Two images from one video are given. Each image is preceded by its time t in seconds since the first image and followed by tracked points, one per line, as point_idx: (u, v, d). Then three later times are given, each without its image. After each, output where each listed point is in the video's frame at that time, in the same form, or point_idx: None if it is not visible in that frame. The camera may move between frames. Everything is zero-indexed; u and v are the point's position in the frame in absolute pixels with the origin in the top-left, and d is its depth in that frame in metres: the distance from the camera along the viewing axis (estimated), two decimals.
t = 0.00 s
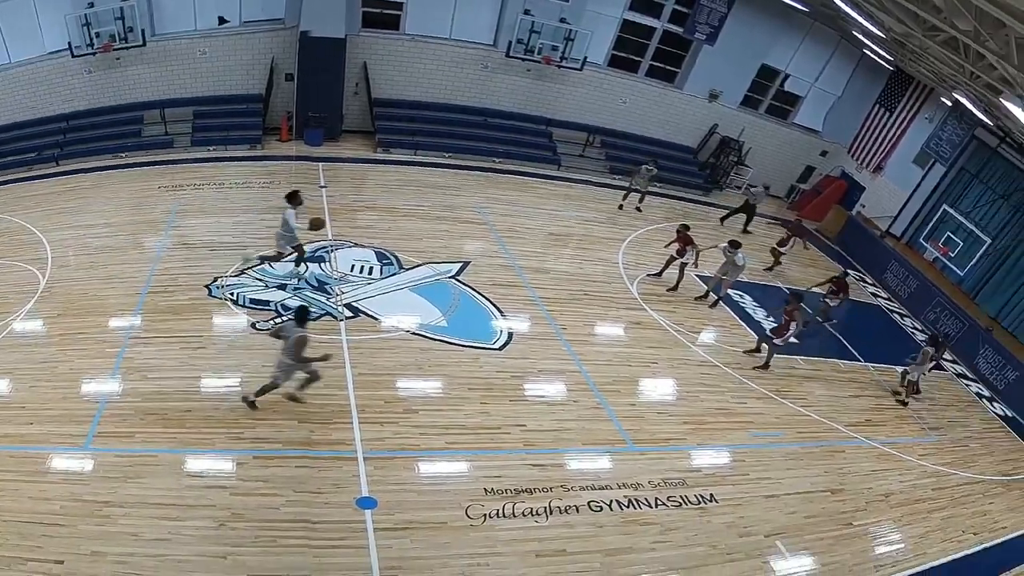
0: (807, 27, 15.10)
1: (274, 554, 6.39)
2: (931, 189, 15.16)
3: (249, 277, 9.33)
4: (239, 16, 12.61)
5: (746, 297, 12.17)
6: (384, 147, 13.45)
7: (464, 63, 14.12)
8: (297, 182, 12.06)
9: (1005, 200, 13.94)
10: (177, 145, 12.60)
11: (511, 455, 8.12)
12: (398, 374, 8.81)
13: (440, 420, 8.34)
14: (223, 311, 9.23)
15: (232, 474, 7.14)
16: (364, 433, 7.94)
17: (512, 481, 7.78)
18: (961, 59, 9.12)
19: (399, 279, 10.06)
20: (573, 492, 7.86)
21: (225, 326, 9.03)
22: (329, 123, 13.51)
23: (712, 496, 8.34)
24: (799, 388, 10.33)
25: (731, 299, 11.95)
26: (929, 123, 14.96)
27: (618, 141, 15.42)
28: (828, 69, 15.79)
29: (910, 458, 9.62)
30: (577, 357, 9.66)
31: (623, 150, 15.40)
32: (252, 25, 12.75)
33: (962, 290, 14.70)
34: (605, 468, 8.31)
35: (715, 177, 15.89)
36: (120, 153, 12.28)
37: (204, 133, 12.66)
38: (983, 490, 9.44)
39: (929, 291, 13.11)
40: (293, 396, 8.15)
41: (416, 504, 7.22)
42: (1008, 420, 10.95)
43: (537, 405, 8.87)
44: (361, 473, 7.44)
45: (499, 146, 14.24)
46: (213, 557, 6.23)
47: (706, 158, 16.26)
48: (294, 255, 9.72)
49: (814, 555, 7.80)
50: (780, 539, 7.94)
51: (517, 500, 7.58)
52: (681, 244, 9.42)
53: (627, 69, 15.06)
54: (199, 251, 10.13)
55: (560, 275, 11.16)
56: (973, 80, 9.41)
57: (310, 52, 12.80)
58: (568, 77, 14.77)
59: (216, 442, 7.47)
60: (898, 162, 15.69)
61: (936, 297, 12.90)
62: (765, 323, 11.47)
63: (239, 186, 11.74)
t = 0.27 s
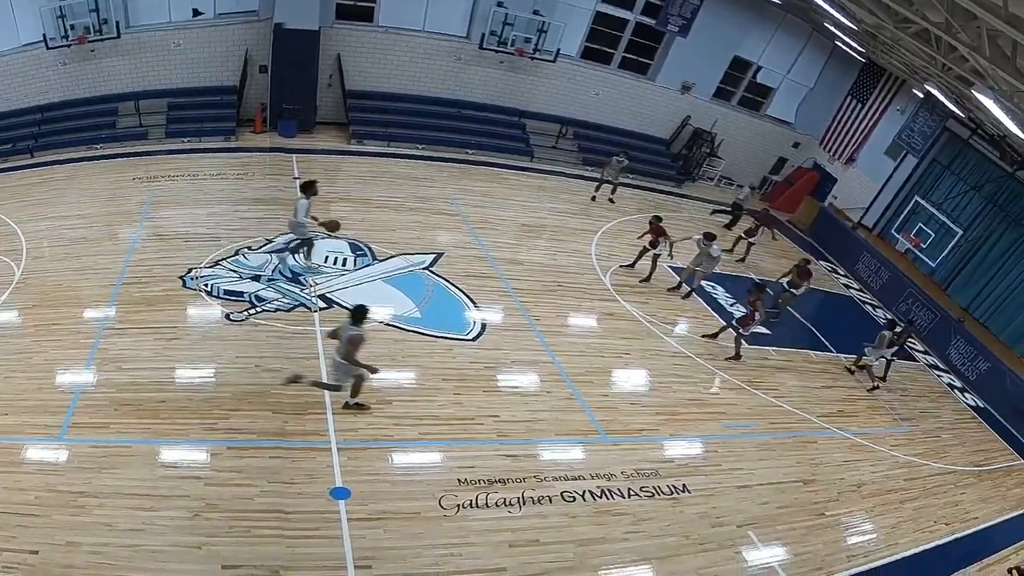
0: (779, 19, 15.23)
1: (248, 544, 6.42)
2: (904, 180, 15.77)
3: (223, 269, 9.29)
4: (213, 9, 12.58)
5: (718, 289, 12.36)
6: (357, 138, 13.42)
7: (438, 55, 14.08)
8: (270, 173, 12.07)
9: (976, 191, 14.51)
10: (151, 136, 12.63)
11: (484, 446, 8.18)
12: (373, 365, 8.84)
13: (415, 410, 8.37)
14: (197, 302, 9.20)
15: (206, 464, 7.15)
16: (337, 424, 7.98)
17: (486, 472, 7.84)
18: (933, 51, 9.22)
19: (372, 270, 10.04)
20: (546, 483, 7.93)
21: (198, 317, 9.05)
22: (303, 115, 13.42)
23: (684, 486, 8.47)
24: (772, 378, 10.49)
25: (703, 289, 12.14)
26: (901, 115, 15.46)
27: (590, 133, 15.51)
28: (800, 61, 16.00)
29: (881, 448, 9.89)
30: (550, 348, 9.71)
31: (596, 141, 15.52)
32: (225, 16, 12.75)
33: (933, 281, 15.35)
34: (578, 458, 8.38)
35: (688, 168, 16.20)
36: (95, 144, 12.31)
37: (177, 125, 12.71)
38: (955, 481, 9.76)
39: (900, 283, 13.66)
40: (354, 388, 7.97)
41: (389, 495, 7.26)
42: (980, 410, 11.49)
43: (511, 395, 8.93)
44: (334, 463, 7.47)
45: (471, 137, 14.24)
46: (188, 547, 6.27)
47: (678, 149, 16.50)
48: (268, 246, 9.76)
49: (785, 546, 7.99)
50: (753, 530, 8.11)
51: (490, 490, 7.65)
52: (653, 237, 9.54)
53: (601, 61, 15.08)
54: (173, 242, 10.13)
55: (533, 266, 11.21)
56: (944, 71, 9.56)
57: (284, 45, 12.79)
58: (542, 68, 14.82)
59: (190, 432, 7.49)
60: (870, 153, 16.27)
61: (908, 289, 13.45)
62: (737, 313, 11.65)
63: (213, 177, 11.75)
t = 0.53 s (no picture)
0: (745, 9, 15.52)
1: (210, 541, 6.24)
2: (873, 170, 15.98)
3: (184, 263, 9.33)
4: None
5: (685, 282, 12.47)
6: (319, 129, 13.15)
7: (400, 45, 13.82)
8: (229, 164, 11.80)
9: (946, 182, 14.54)
10: (109, 127, 12.22)
11: (447, 443, 8.03)
12: (333, 359, 8.67)
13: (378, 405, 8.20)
14: (156, 296, 9.02)
15: (165, 460, 6.96)
16: (297, 419, 7.81)
17: (449, 467, 7.70)
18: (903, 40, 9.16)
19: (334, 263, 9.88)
20: (510, 479, 7.82)
21: (157, 310, 8.86)
22: (263, 105, 13.12)
23: (650, 482, 8.39)
24: (738, 373, 10.58)
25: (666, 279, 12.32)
26: (871, 105, 15.82)
27: (555, 123, 15.56)
28: (767, 49, 16.40)
29: (850, 443, 9.91)
30: (514, 342, 9.59)
31: (561, 132, 15.55)
32: (186, 5, 12.45)
33: (902, 273, 15.40)
34: (543, 453, 8.26)
35: (654, 159, 16.41)
36: (52, 136, 11.84)
37: (137, 116, 12.39)
38: (925, 476, 9.78)
39: (870, 275, 14.02)
40: (430, 386, 8.37)
41: (351, 492, 7.09)
42: (949, 404, 11.74)
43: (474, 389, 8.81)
44: (295, 459, 7.30)
45: (434, 128, 14.10)
46: (145, 544, 6.07)
47: (644, 140, 16.71)
48: (227, 239, 9.83)
49: (753, 542, 7.97)
50: (720, 526, 8.06)
51: (454, 486, 7.52)
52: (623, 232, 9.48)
53: (566, 50, 15.10)
54: (131, 234, 9.89)
55: (497, 258, 11.10)
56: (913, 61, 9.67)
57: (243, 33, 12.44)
58: (508, 58, 14.70)
59: (149, 426, 7.30)
60: (838, 144, 16.58)
61: (877, 281, 13.77)
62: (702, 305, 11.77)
63: (172, 168, 11.45)
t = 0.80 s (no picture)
0: None
1: (166, 543, 5.99)
2: (848, 163, 15.77)
3: (140, 257, 8.97)
4: None
5: (656, 277, 12.27)
6: (279, 121, 12.49)
7: (362, 34, 13.06)
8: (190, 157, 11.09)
9: (924, 175, 14.44)
10: (63, 118, 11.27)
11: (410, 444, 7.71)
12: (293, 356, 8.33)
13: (339, 405, 7.89)
14: (112, 291, 8.56)
15: (121, 461, 6.64)
16: (258, 417, 7.46)
17: (412, 468, 7.42)
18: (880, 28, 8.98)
19: (295, 258, 9.59)
20: (476, 480, 7.57)
21: (113, 307, 8.40)
22: (222, 95, 12.32)
23: (620, 483, 8.15)
24: (711, 371, 10.36)
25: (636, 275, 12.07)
26: (846, 95, 15.52)
27: (523, 115, 15.04)
28: (740, 39, 16.02)
29: (826, 443, 9.72)
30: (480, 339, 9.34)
31: (528, 124, 15.04)
32: None
33: (878, 268, 15.31)
34: (509, 453, 8.02)
35: (625, 152, 16.03)
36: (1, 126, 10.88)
37: (93, 107, 11.40)
38: (903, 477, 9.60)
39: (846, 270, 13.83)
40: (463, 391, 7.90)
41: (311, 493, 6.81)
42: (927, 403, 11.65)
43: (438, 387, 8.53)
44: (255, 459, 6.99)
45: (397, 119, 13.48)
46: (101, 546, 5.82)
47: (615, 131, 16.34)
48: (186, 234, 9.40)
49: (726, 545, 7.76)
50: (691, 528, 7.85)
51: (418, 487, 7.25)
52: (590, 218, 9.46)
53: (534, 39, 14.61)
54: (86, 228, 9.38)
55: (463, 253, 10.84)
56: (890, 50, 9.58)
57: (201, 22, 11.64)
58: (473, 47, 14.05)
59: (105, 426, 6.95)
60: (813, 135, 16.29)
61: (853, 277, 13.60)
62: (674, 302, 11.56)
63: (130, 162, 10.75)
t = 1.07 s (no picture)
0: None
1: (133, 547, 5.81)
2: (832, 158, 15.70)
3: (108, 254, 8.74)
4: None
5: (636, 275, 12.15)
6: (250, 115, 12.16)
7: (333, 25, 12.78)
8: (158, 153, 10.72)
9: (910, 170, 14.40)
10: (29, 112, 10.81)
11: (384, 445, 7.50)
12: (267, 356, 8.11)
13: (310, 405, 7.65)
14: (79, 289, 8.31)
15: (90, 461, 6.45)
16: (229, 418, 7.24)
17: (386, 470, 7.21)
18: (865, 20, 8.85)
19: (265, 255, 9.38)
20: (452, 482, 7.36)
21: (81, 304, 8.16)
22: (193, 88, 11.93)
23: (599, 485, 7.96)
24: (692, 371, 10.16)
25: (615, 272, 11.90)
26: (830, 89, 15.46)
27: (499, 108, 14.79)
28: (722, 31, 15.81)
29: (810, 445, 9.53)
30: (455, 338, 9.15)
31: (504, 117, 14.79)
32: None
33: (863, 265, 15.25)
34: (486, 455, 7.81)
35: (603, 146, 15.90)
36: None
37: (59, 100, 10.93)
38: (888, 479, 9.42)
39: (830, 267, 13.62)
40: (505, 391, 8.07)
41: (283, 495, 6.61)
42: (913, 403, 11.49)
43: (412, 387, 8.32)
44: (226, 461, 6.77)
45: (370, 112, 13.20)
46: (67, 549, 5.65)
47: (593, 126, 16.18)
48: (155, 230, 9.17)
49: (707, 549, 7.58)
50: (672, 531, 7.66)
51: (392, 489, 7.05)
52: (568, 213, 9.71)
53: (510, 31, 14.33)
54: (54, 225, 9.08)
55: (438, 250, 10.66)
56: (875, 42, 9.53)
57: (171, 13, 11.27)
58: (447, 40, 13.88)
59: (72, 427, 6.73)
60: (797, 129, 16.18)
61: (838, 274, 13.40)
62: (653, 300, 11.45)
63: (97, 156, 10.37)
